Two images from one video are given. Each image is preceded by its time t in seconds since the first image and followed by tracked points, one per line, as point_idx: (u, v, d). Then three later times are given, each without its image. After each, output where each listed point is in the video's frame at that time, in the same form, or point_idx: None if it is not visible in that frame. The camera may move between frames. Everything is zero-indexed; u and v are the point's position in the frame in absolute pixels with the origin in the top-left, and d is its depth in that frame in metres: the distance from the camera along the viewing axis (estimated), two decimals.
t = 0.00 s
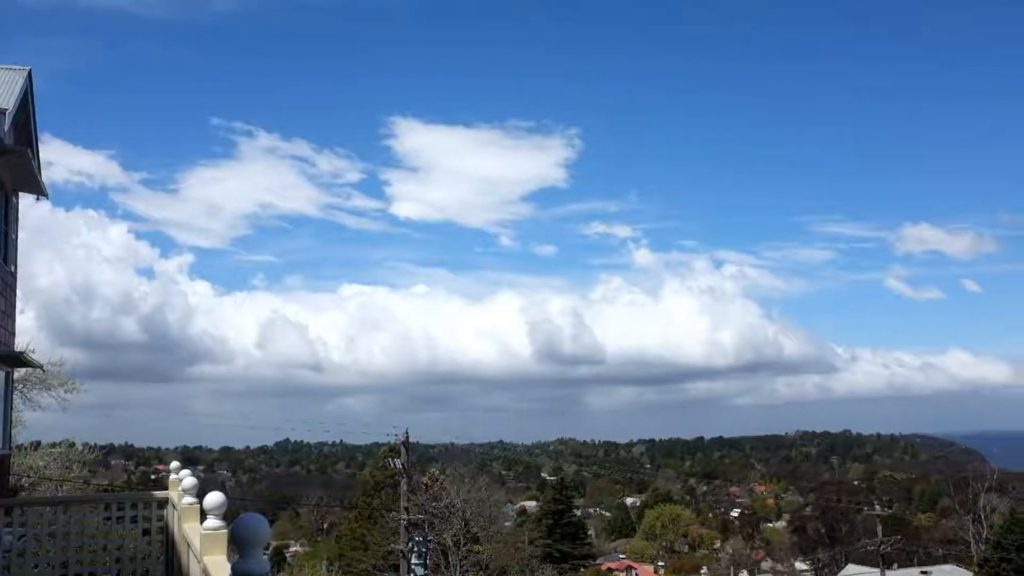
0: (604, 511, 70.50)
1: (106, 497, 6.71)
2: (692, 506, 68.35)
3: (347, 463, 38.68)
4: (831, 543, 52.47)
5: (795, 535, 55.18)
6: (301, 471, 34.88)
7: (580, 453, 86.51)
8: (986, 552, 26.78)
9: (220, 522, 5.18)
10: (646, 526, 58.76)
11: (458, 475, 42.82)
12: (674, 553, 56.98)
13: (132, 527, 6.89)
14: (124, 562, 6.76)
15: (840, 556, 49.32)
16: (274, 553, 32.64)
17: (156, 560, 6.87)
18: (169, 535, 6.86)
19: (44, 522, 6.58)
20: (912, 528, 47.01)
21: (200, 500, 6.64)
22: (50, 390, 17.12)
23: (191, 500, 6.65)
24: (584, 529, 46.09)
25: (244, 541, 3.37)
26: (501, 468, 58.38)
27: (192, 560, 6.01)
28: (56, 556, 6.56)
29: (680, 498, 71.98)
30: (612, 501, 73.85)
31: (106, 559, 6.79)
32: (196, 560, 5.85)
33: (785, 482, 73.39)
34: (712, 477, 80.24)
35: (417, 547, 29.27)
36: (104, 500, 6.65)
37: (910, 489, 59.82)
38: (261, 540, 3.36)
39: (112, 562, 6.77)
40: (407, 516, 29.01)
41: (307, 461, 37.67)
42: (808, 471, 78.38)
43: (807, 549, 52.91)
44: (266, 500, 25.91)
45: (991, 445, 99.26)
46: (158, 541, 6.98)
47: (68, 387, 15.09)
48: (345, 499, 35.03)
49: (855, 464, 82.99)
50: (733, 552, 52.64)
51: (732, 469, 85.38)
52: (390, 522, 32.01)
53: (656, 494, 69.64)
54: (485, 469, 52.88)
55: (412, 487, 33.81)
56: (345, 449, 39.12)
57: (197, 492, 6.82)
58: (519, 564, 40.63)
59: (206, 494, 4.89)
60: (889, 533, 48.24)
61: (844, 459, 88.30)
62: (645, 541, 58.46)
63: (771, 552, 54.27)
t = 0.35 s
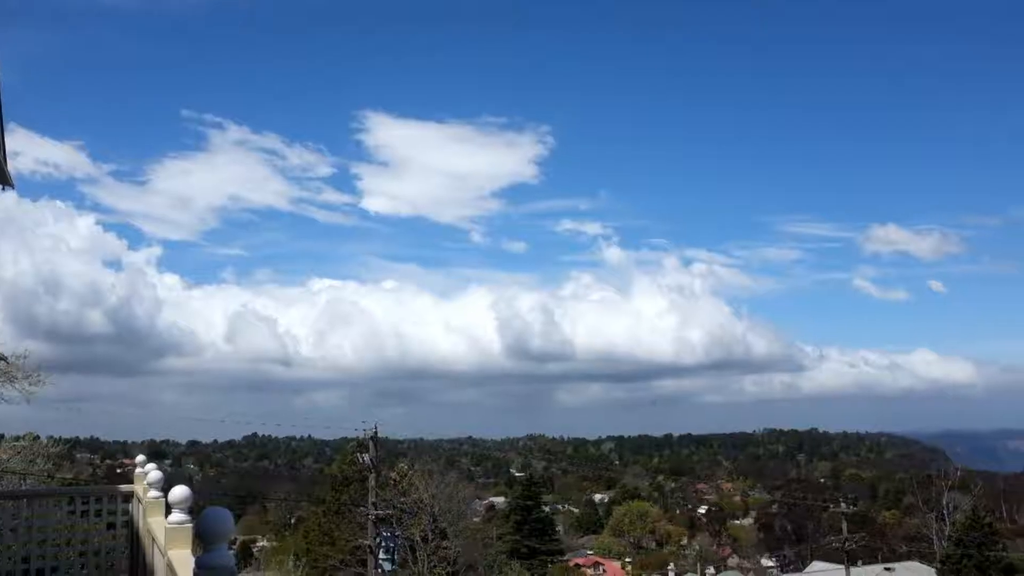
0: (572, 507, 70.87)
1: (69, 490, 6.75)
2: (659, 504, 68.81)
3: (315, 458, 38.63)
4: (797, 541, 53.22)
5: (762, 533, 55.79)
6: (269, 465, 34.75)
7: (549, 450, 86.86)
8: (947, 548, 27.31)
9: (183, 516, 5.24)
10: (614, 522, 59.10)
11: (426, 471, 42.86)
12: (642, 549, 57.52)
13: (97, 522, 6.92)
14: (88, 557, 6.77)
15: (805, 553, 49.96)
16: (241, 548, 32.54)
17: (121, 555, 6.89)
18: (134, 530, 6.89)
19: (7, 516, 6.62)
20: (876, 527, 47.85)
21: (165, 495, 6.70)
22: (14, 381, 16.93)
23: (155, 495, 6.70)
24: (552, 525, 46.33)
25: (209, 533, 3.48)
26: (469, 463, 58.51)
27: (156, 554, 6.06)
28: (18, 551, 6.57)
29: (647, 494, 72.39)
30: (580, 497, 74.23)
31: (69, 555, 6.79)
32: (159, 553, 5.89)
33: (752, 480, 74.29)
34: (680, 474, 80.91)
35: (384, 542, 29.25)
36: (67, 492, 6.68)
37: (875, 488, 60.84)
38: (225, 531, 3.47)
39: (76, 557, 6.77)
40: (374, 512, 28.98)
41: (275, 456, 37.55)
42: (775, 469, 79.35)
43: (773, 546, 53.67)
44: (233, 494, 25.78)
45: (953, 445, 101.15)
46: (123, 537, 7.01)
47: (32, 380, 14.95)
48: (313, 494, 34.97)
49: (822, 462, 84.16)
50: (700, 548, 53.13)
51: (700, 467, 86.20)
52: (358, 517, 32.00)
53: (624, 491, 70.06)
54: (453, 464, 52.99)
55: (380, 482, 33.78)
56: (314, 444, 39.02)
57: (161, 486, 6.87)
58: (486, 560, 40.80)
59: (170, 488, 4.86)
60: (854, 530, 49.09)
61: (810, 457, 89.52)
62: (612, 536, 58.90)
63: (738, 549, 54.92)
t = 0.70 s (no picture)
0: (542, 506, 71.05)
1: (33, 490, 6.75)
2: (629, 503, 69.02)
3: (284, 457, 38.50)
4: (765, 539, 53.81)
5: (730, 531, 56.26)
6: (237, 465, 34.55)
7: (518, 449, 87.02)
8: (913, 546, 27.78)
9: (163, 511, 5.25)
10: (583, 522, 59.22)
11: (396, 470, 42.81)
12: (611, 548, 57.87)
13: (60, 522, 6.94)
14: (51, 557, 6.79)
15: (774, 552, 50.47)
16: (209, 548, 32.32)
17: (86, 556, 6.91)
18: (99, 530, 6.92)
19: None
20: (844, 525, 48.56)
21: (131, 494, 6.72)
22: None
23: (120, 495, 6.72)
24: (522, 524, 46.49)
25: (171, 535, 3.68)
26: (439, 463, 58.53)
27: (121, 551, 6.10)
28: None
29: (616, 493, 72.52)
30: (549, 496, 74.42)
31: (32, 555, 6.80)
32: (124, 552, 5.96)
33: (721, 479, 75.06)
34: (650, 474, 81.46)
35: (354, 541, 29.22)
36: (31, 492, 6.68)
37: (842, 487, 61.73)
38: (188, 532, 3.68)
39: (39, 557, 6.79)
40: (344, 512, 28.93)
41: (243, 455, 37.33)
42: (743, 468, 80.19)
43: (742, 545, 54.25)
44: (201, 495, 25.63)
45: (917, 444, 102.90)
46: (88, 537, 7.03)
47: None
48: (282, 494, 34.78)
49: (789, 461, 85.19)
50: (669, 547, 53.45)
51: (669, 466, 86.85)
52: (327, 517, 31.95)
53: (593, 490, 70.35)
54: (422, 464, 53.01)
55: (349, 481, 33.74)
56: (282, 444, 38.83)
57: (127, 486, 6.88)
58: (456, 559, 40.91)
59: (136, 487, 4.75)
60: (821, 528, 49.76)
61: (778, 456, 90.57)
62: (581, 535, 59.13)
63: (707, 547, 55.41)
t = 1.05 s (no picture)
0: (519, 508, 71.10)
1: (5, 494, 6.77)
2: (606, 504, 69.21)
3: (260, 460, 38.38)
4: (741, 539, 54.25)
5: (707, 532, 56.68)
6: (213, 467, 34.38)
7: (496, 450, 87.10)
8: (888, 546, 28.04)
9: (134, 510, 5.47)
10: (560, 523, 59.39)
11: (373, 472, 42.79)
12: (588, 549, 58.09)
13: (32, 525, 6.96)
14: (22, 562, 6.80)
15: (750, 552, 50.81)
16: (185, 551, 32.14)
17: (59, 560, 6.93)
18: (70, 533, 6.96)
19: None
20: (820, 525, 49.09)
21: (104, 499, 6.77)
22: None
23: (93, 499, 6.77)
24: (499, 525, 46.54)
25: (148, 537, 3.63)
26: (416, 464, 58.49)
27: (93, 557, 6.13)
28: None
29: (593, 494, 72.64)
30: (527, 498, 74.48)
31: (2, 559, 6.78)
32: (96, 558, 5.94)
33: (698, 479, 75.59)
34: (627, 475, 81.81)
35: (330, 543, 29.14)
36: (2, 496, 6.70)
37: (818, 486, 62.38)
38: (163, 535, 3.63)
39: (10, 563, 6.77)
40: (320, 514, 28.85)
41: (219, 457, 37.20)
42: (720, 468, 80.79)
43: (719, 544, 54.65)
44: (177, 497, 25.48)
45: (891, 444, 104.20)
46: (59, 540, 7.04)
47: None
48: (258, 496, 34.66)
49: (766, 461, 85.91)
50: (647, 548, 53.76)
51: (646, 467, 87.24)
52: (303, 520, 31.86)
53: (571, 491, 70.58)
54: (400, 466, 52.96)
55: (326, 483, 33.66)
56: (259, 446, 38.70)
57: (101, 490, 6.91)
58: (433, 560, 40.94)
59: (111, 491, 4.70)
60: (797, 528, 50.26)
61: (754, 456, 91.31)
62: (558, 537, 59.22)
63: (684, 547, 55.76)
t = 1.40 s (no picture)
0: (494, 505, 71.22)
1: None
2: (580, 501, 69.43)
3: (234, 457, 38.23)
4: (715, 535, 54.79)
5: (681, 528, 57.15)
6: (186, 464, 34.20)
7: (470, 447, 87.14)
8: (859, 543, 28.45)
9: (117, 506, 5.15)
10: (535, 521, 59.56)
11: (348, 469, 42.72)
12: (563, 546, 58.39)
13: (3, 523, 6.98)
14: None
15: (723, 548, 51.31)
16: (157, 548, 31.97)
17: (29, 558, 6.94)
18: (42, 531, 7.00)
19: None
20: (793, 521, 49.73)
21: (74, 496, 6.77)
22: None
23: (63, 496, 6.79)
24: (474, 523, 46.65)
25: (118, 534, 3.68)
26: (390, 461, 58.46)
27: (63, 554, 6.16)
28: None
29: (568, 492, 72.86)
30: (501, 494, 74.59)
31: None
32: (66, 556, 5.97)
33: (672, 477, 76.19)
34: (601, 472, 82.26)
35: (304, 541, 29.10)
36: None
37: (790, 483, 63.11)
38: (133, 532, 3.70)
39: None
40: (294, 511, 28.81)
41: (193, 454, 37.03)
42: (694, 466, 81.46)
43: (692, 541, 55.12)
44: (150, 494, 25.34)
45: (862, 441, 105.44)
46: (30, 539, 7.07)
47: None
48: (232, 494, 34.51)
49: (739, 458, 86.74)
50: (621, 545, 54.14)
51: (620, 464, 87.72)
52: (277, 516, 31.82)
53: (545, 488, 70.83)
54: (374, 463, 52.92)
55: (300, 480, 33.60)
56: (232, 442, 38.54)
57: (71, 485, 6.89)
58: (408, 558, 40.99)
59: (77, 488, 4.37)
60: (771, 525, 50.86)
61: (728, 453, 92.16)
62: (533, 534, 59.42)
63: (657, 544, 56.13)
